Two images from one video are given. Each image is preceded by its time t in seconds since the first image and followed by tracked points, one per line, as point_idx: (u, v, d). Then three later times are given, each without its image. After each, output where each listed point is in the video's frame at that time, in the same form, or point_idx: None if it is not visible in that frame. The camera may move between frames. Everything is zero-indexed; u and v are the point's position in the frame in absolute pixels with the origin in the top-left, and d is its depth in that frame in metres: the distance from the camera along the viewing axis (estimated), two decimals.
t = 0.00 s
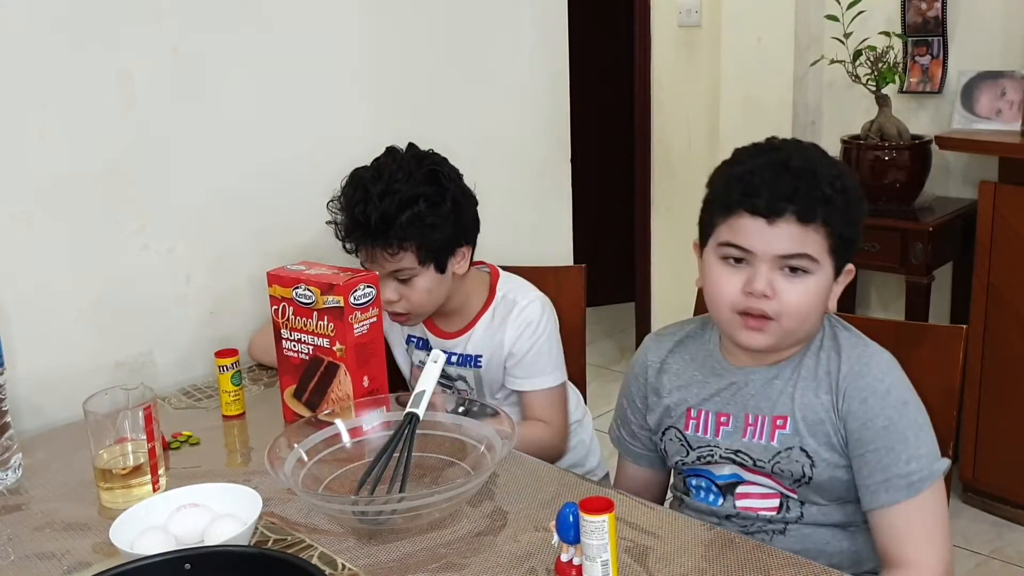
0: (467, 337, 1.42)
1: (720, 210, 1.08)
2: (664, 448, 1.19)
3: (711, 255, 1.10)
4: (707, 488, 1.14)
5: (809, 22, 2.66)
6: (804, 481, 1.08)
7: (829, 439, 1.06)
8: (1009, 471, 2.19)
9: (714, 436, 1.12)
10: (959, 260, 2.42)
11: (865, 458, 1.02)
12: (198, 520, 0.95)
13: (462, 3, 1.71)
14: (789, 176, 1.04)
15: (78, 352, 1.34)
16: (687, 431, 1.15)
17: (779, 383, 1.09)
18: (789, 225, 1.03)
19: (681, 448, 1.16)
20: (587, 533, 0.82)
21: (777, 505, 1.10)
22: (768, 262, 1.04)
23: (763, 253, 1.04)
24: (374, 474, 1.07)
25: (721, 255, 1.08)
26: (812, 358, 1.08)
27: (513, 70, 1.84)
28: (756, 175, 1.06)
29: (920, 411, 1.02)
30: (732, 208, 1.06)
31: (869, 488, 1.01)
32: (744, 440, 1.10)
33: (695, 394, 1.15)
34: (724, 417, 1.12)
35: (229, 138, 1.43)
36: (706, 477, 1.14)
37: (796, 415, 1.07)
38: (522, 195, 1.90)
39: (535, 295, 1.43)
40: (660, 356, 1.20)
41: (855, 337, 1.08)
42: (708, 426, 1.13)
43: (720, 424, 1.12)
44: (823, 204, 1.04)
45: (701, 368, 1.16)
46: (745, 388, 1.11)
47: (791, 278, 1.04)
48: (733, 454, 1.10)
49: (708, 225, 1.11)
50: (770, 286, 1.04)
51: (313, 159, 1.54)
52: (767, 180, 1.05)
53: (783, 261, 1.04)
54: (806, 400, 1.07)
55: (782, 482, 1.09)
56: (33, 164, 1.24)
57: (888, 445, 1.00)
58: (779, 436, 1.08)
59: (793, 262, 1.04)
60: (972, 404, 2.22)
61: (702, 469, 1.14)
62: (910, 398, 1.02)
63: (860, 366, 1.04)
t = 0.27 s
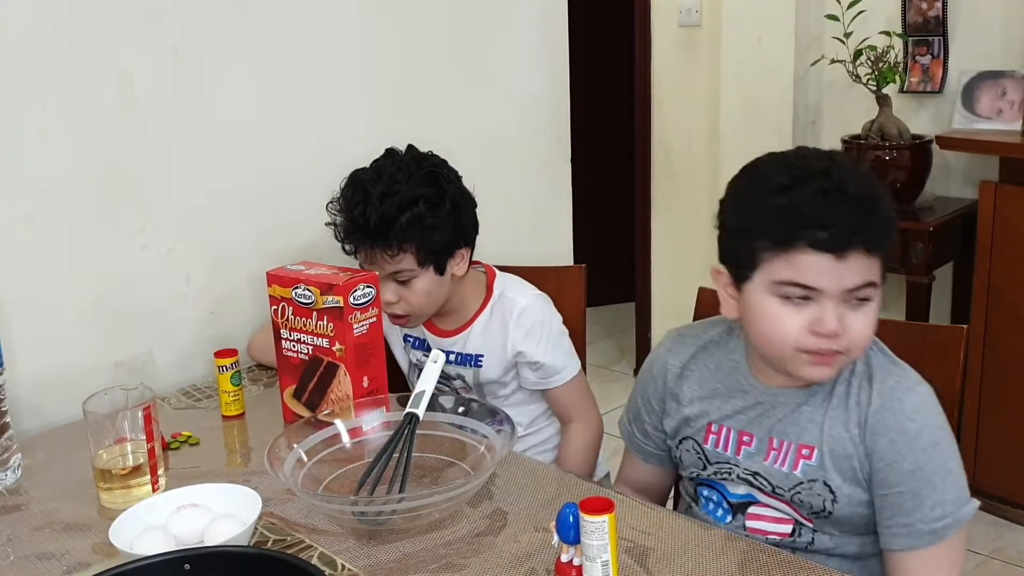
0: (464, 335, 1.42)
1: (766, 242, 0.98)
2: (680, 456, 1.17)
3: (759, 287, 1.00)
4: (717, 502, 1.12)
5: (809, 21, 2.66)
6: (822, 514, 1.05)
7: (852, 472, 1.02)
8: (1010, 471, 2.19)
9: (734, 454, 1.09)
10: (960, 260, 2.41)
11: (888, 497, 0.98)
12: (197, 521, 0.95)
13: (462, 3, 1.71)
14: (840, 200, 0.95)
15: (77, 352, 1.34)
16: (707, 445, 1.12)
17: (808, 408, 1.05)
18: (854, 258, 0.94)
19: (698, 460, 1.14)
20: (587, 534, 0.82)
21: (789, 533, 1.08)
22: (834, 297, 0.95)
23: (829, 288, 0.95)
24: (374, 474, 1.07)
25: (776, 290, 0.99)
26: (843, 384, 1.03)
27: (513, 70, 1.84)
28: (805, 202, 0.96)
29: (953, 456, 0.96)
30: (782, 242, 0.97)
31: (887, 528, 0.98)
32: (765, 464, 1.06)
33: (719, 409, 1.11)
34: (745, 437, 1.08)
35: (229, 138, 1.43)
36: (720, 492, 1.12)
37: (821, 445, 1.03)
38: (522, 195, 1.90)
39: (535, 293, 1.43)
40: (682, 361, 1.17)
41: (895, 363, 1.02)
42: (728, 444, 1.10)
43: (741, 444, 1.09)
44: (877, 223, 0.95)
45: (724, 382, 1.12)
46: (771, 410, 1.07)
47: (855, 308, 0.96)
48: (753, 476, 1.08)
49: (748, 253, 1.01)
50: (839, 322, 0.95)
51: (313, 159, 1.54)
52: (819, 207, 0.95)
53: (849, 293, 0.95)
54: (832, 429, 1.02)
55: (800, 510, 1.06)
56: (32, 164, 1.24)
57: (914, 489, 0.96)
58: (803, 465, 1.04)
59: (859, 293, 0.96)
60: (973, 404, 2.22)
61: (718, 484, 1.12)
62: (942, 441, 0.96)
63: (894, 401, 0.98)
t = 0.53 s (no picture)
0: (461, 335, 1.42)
1: (848, 289, 0.94)
2: (716, 477, 1.16)
3: (840, 334, 0.96)
4: (754, 525, 1.12)
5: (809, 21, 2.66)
6: (867, 543, 1.05)
7: (902, 502, 1.01)
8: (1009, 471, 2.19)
9: (779, 480, 1.09)
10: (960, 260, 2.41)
11: (936, 525, 0.98)
12: (198, 521, 0.95)
13: (462, 3, 1.71)
14: (922, 235, 0.92)
15: (77, 352, 1.34)
16: (748, 468, 1.12)
17: (860, 435, 1.04)
18: (939, 292, 0.93)
19: (738, 482, 1.13)
20: (587, 534, 0.82)
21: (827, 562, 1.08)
22: (919, 332, 0.94)
23: (915, 327, 0.93)
24: (374, 474, 1.07)
25: (861, 334, 0.95)
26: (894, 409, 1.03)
27: (513, 70, 1.84)
28: (890, 245, 0.91)
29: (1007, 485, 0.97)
30: (868, 289, 0.92)
31: (932, 555, 0.99)
32: (813, 490, 1.06)
33: (763, 433, 1.10)
34: (792, 463, 1.08)
35: (229, 139, 1.43)
36: (758, 514, 1.12)
37: (873, 474, 1.02)
38: (522, 195, 1.90)
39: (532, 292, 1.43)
40: (720, 380, 1.15)
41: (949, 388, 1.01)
42: (773, 469, 1.09)
43: (787, 469, 1.08)
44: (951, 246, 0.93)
45: (768, 405, 1.11)
46: (822, 436, 1.06)
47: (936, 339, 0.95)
48: (798, 502, 1.07)
49: (824, 300, 0.96)
50: (930, 358, 0.93)
51: (313, 159, 1.54)
52: (906, 247, 0.91)
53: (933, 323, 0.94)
54: (885, 458, 1.02)
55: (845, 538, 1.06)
56: (33, 165, 1.24)
57: (965, 519, 0.96)
58: (853, 494, 1.03)
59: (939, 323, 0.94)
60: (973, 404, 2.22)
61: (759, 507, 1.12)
62: (998, 472, 0.96)
63: (952, 431, 0.98)
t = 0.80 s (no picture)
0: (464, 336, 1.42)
1: (883, 301, 0.93)
2: (737, 477, 1.15)
3: (873, 344, 0.96)
4: (777, 527, 1.11)
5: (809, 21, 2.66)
6: (891, 545, 1.04)
7: (928, 504, 1.01)
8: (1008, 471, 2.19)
9: (804, 480, 1.08)
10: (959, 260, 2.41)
11: (957, 525, 0.99)
12: (198, 521, 0.95)
13: (462, 3, 1.71)
14: (957, 246, 0.92)
15: (77, 351, 1.34)
16: (772, 468, 1.11)
17: (886, 436, 1.04)
18: (972, 303, 0.93)
19: (760, 483, 1.13)
20: (587, 534, 0.82)
21: (849, 563, 1.07)
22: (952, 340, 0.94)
23: (949, 335, 0.93)
24: (374, 474, 1.07)
25: (895, 345, 0.95)
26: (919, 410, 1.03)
27: (512, 70, 1.83)
28: (927, 258, 0.91)
29: None
30: (904, 302, 0.92)
31: (950, 555, 0.99)
32: (839, 491, 1.06)
33: (788, 433, 1.10)
34: (817, 463, 1.07)
35: (229, 139, 1.43)
36: (780, 515, 1.11)
37: (900, 474, 1.02)
38: (522, 195, 1.90)
39: (531, 289, 1.42)
40: (745, 379, 1.15)
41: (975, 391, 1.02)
42: (797, 469, 1.09)
43: (811, 470, 1.08)
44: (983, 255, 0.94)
45: (793, 405, 1.10)
46: (849, 436, 1.06)
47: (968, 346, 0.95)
48: (823, 502, 1.07)
49: (858, 312, 0.95)
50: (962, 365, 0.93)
51: (312, 159, 1.54)
52: (942, 259, 0.91)
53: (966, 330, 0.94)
54: (912, 459, 1.02)
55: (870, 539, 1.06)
56: (33, 165, 1.24)
57: (985, 520, 0.97)
58: (880, 494, 1.03)
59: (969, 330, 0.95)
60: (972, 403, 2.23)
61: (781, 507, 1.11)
62: None
63: (980, 432, 0.98)
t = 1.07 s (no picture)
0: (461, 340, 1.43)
1: (861, 283, 0.94)
2: (724, 470, 1.15)
3: (853, 327, 0.97)
4: (763, 520, 1.11)
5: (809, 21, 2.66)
6: (877, 534, 1.04)
7: (912, 492, 1.01)
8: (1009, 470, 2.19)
9: (790, 471, 1.08)
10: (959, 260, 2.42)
11: (941, 512, 0.99)
12: (198, 521, 0.95)
13: (462, 3, 1.71)
14: (934, 229, 0.93)
15: (77, 351, 1.34)
16: (758, 460, 1.11)
17: (870, 426, 1.04)
18: (950, 286, 0.94)
19: (747, 475, 1.13)
20: (587, 534, 0.82)
21: (837, 554, 1.07)
22: (929, 323, 0.94)
23: (926, 318, 0.94)
24: (374, 474, 1.07)
25: (875, 327, 0.95)
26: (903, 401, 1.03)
27: (512, 70, 1.83)
28: (905, 240, 0.92)
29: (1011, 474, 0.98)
30: (882, 284, 0.93)
31: (935, 543, 0.99)
32: (824, 480, 1.06)
33: (774, 424, 1.10)
34: (802, 453, 1.08)
35: (229, 139, 1.43)
36: (767, 509, 1.11)
37: (885, 463, 1.02)
38: (522, 195, 1.90)
39: (523, 291, 1.42)
40: (731, 372, 1.15)
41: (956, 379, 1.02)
42: (783, 460, 1.09)
43: (797, 460, 1.08)
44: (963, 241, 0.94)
45: (779, 397, 1.11)
46: (834, 427, 1.06)
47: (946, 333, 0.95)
48: (809, 492, 1.07)
49: (837, 294, 0.96)
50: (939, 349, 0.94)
51: (312, 159, 1.54)
52: (919, 241, 0.92)
53: (943, 316, 0.95)
54: (895, 448, 1.02)
55: (856, 529, 1.06)
56: (33, 165, 1.24)
57: (968, 506, 0.97)
58: (864, 482, 1.03)
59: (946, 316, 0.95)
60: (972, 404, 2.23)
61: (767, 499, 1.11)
62: (1005, 461, 0.98)
63: (961, 419, 0.99)
